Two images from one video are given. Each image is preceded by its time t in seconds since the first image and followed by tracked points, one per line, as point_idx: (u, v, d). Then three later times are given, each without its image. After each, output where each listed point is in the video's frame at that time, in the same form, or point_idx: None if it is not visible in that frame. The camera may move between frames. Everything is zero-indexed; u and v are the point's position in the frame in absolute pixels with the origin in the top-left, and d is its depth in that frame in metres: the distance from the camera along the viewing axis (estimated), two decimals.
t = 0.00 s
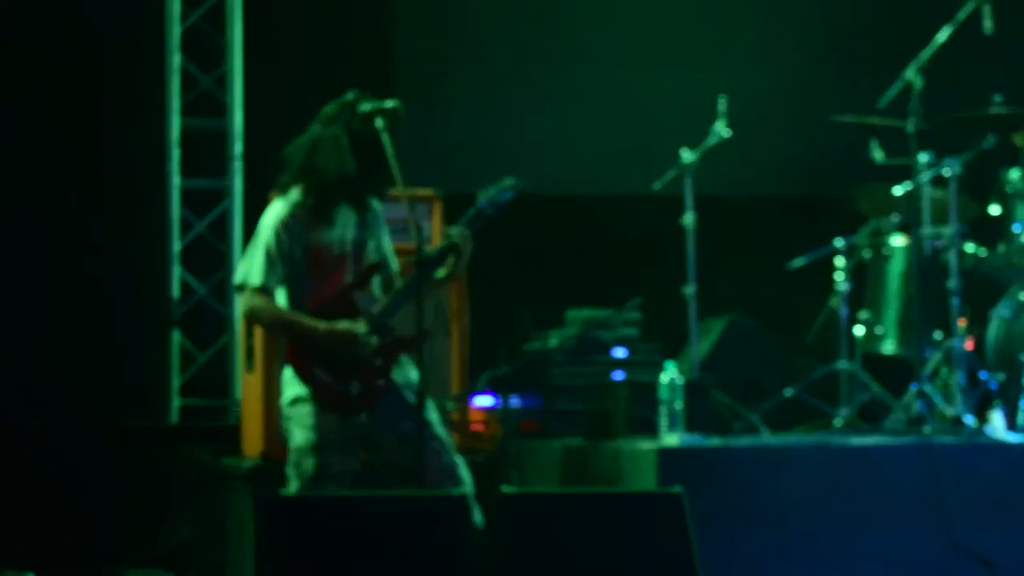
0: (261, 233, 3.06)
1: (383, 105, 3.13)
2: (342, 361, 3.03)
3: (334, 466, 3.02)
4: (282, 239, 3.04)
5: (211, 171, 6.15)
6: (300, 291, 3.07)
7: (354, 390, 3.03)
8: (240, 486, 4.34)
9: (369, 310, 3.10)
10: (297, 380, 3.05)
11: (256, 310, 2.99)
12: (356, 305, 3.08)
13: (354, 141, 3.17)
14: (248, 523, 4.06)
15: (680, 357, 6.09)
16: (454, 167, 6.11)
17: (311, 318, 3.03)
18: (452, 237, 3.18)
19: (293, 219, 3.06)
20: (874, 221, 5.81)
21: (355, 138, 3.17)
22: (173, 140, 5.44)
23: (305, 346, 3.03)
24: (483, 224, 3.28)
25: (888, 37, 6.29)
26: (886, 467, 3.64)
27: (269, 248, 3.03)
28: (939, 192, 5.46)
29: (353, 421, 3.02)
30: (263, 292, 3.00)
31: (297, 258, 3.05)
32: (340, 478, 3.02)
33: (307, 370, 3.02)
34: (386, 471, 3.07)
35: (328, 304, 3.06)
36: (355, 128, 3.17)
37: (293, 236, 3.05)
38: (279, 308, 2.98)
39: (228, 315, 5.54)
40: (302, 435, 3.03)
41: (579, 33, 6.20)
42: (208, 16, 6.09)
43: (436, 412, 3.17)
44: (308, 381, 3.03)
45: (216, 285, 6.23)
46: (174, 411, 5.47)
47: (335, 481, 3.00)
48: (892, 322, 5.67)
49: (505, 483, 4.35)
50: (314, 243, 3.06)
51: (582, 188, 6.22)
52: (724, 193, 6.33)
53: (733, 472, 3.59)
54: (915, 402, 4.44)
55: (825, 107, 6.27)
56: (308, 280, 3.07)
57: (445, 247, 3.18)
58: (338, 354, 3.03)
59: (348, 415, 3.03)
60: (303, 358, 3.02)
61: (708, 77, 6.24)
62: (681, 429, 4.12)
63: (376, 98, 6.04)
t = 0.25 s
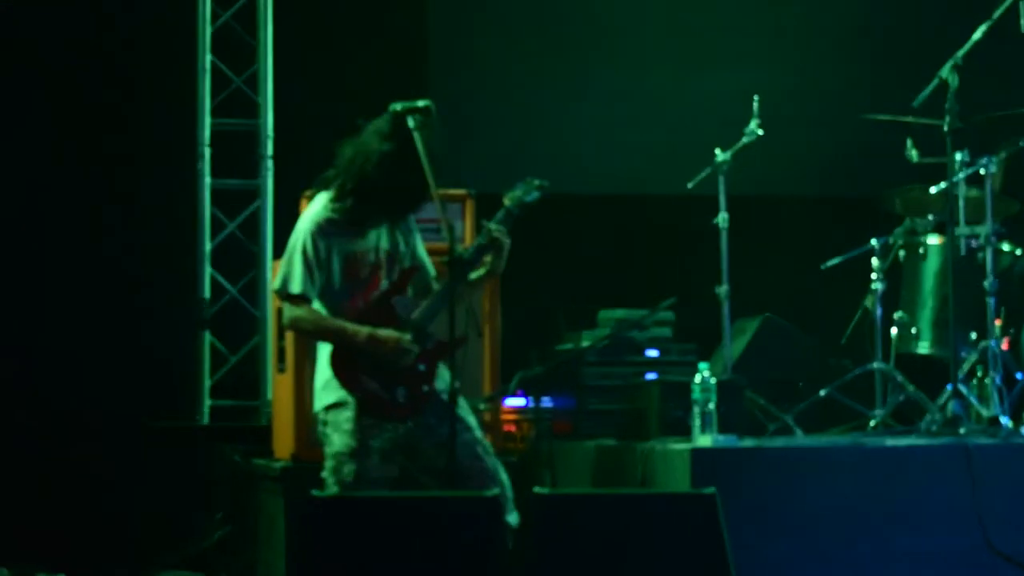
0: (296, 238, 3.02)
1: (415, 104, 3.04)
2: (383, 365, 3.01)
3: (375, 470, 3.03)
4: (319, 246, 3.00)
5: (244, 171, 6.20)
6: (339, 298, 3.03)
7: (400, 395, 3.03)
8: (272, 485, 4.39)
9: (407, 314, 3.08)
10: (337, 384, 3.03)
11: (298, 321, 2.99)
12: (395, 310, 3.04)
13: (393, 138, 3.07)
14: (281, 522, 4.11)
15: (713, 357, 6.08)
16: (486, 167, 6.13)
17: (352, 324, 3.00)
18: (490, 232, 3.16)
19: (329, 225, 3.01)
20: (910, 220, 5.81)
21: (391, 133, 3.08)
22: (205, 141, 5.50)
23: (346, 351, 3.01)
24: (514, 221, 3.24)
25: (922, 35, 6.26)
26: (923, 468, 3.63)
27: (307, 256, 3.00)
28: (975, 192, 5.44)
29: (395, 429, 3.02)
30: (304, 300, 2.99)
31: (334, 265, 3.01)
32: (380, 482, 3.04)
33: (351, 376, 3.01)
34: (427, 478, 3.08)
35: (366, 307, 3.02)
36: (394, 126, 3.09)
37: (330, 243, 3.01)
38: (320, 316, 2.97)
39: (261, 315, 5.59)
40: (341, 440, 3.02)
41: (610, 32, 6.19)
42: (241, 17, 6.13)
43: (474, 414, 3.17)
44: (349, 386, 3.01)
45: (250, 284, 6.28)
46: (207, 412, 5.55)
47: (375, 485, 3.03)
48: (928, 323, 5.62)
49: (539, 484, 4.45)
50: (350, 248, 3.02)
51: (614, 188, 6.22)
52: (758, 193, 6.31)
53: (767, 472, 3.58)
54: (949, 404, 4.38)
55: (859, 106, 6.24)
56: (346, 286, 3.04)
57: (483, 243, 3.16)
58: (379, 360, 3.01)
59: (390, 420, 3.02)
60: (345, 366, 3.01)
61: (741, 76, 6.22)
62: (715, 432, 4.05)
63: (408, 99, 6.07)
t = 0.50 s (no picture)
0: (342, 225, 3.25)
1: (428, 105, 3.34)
2: (415, 366, 3.24)
3: (398, 469, 3.23)
4: (364, 233, 3.23)
5: (259, 172, 6.23)
6: (378, 288, 3.26)
7: (425, 398, 3.23)
8: (285, 485, 4.42)
9: (443, 315, 3.29)
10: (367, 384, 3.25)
11: (335, 307, 3.19)
12: (431, 310, 3.26)
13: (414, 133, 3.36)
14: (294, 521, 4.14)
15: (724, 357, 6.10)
16: (499, 167, 6.15)
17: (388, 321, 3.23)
18: (533, 239, 3.48)
19: (376, 214, 3.25)
20: (922, 220, 5.83)
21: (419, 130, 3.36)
22: (218, 142, 5.53)
23: (381, 349, 3.23)
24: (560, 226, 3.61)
25: (935, 34, 6.25)
26: (933, 468, 3.65)
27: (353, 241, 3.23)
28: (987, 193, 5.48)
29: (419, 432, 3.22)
30: (343, 288, 3.19)
31: (377, 253, 3.25)
32: (401, 481, 3.23)
33: (379, 374, 3.23)
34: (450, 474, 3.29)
35: (404, 301, 3.26)
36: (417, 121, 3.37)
37: (376, 232, 3.25)
38: (356, 307, 3.18)
39: (274, 316, 5.62)
40: (368, 436, 3.24)
41: (622, 33, 6.20)
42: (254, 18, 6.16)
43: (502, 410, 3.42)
44: (378, 385, 3.22)
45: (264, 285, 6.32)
46: (220, 412, 5.58)
47: (397, 484, 3.22)
48: (939, 323, 5.63)
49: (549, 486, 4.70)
50: (394, 240, 3.26)
51: (626, 188, 6.24)
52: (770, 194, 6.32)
53: (780, 474, 3.59)
54: (961, 402, 4.39)
55: (871, 106, 6.24)
56: (386, 276, 3.26)
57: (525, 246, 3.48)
58: (412, 358, 3.24)
59: (415, 423, 3.23)
60: (377, 362, 3.23)
61: (752, 77, 6.22)
62: (727, 432, 4.07)
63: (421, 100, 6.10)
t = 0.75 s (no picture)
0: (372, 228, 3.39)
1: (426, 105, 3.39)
2: (426, 374, 3.37)
3: (405, 471, 3.37)
4: (393, 238, 3.38)
5: (260, 172, 6.23)
6: (402, 292, 3.42)
7: (432, 407, 3.36)
8: (286, 486, 4.43)
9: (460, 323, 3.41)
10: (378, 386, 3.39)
11: (353, 308, 3.33)
12: (449, 318, 3.40)
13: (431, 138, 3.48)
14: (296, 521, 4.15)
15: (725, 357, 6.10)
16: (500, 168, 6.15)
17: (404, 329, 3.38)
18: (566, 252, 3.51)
19: (404, 220, 3.40)
20: (923, 220, 5.82)
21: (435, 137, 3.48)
22: (219, 142, 5.53)
23: (394, 355, 3.37)
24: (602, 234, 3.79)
25: (936, 34, 6.26)
26: (934, 468, 3.65)
27: (381, 244, 3.38)
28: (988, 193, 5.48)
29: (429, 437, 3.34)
30: (367, 292, 3.33)
31: (404, 258, 3.40)
32: (408, 482, 3.37)
33: (388, 379, 3.35)
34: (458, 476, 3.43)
35: (423, 308, 3.41)
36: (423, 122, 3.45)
37: (404, 237, 3.40)
38: (374, 313, 3.32)
39: (275, 316, 5.62)
40: (379, 437, 3.38)
41: (623, 33, 6.20)
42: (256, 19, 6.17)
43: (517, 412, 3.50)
44: (388, 389, 3.36)
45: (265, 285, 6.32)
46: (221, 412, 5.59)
47: (404, 485, 3.36)
48: (940, 323, 5.63)
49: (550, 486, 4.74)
50: (421, 247, 3.41)
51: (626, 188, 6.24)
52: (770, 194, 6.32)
53: (780, 474, 3.59)
54: (962, 402, 4.39)
55: (871, 106, 6.24)
56: (410, 280, 3.42)
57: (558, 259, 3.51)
58: (425, 366, 3.37)
59: (421, 429, 3.36)
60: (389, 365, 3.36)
61: (752, 76, 6.23)
62: (727, 432, 4.07)
63: (422, 100, 6.10)
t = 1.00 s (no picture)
0: (384, 222, 3.38)
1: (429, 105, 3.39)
2: (429, 369, 3.39)
3: (404, 465, 3.38)
4: (404, 233, 3.36)
5: (260, 172, 6.23)
6: (413, 286, 3.44)
7: (432, 403, 3.37)
8: (286, 486, 4.43)
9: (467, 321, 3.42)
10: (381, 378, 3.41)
11: (361, 300, 3.36)
12: (456, 316, 3.41)
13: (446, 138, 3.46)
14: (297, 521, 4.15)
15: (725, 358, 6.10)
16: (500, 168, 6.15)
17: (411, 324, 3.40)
18: (579, 257, 3.53)
19: (417, 216, 3.38)
20: (924, 220, 5.82)
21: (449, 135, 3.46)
22: (220, 142, 5.53)
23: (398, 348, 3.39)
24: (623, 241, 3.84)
25: (937, 34, 6.25)
26: (934, 468, 3.65)
27: (392, 238, 3.37)
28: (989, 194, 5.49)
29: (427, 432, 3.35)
30: (377, 286, 3.35)
31: (415, 253, 3.39)
32: (407, 478, 3.38)
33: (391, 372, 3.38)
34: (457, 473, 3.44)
35: (433, 305, 3.44)
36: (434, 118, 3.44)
37: (415, 232, 3.38)
38: (382, 308, 3.34)
39: (275, 316, 5.62)
40: (379, 429, 3.39)
41: (623, 33, 6.20)
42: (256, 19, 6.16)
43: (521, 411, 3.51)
44: (389, 381, 3.38)
45: (265, 285, 6.32)
46: (222, 411, 5.59)
47: (402, 479, 3.37)
48: (941, 323, 5.63)
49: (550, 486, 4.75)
50: (435, 244, 3.41)
51: (626, 189, 6.24)
52: (769, 193, 6.32)
53: (780, 474, 3.59)
54: (962, 403, 4.39)
55: (871, 106, 6.24)
56: (421, 275, 3.43)
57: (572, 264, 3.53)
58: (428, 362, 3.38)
59: (421, 425, 3.37)
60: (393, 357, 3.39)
61: (752, 76, 6.23)
62: (728, 431, 4.07)
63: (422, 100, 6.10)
